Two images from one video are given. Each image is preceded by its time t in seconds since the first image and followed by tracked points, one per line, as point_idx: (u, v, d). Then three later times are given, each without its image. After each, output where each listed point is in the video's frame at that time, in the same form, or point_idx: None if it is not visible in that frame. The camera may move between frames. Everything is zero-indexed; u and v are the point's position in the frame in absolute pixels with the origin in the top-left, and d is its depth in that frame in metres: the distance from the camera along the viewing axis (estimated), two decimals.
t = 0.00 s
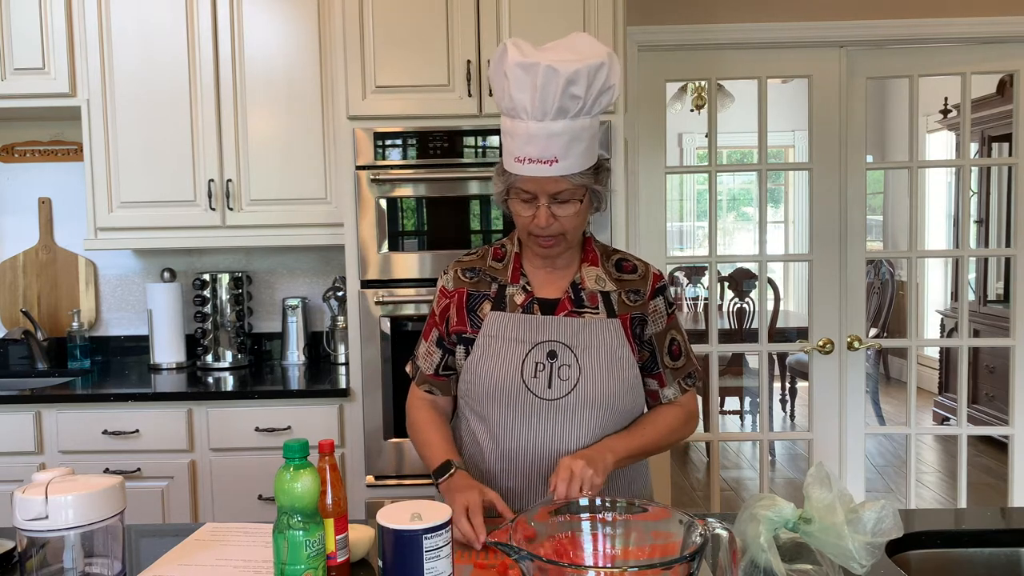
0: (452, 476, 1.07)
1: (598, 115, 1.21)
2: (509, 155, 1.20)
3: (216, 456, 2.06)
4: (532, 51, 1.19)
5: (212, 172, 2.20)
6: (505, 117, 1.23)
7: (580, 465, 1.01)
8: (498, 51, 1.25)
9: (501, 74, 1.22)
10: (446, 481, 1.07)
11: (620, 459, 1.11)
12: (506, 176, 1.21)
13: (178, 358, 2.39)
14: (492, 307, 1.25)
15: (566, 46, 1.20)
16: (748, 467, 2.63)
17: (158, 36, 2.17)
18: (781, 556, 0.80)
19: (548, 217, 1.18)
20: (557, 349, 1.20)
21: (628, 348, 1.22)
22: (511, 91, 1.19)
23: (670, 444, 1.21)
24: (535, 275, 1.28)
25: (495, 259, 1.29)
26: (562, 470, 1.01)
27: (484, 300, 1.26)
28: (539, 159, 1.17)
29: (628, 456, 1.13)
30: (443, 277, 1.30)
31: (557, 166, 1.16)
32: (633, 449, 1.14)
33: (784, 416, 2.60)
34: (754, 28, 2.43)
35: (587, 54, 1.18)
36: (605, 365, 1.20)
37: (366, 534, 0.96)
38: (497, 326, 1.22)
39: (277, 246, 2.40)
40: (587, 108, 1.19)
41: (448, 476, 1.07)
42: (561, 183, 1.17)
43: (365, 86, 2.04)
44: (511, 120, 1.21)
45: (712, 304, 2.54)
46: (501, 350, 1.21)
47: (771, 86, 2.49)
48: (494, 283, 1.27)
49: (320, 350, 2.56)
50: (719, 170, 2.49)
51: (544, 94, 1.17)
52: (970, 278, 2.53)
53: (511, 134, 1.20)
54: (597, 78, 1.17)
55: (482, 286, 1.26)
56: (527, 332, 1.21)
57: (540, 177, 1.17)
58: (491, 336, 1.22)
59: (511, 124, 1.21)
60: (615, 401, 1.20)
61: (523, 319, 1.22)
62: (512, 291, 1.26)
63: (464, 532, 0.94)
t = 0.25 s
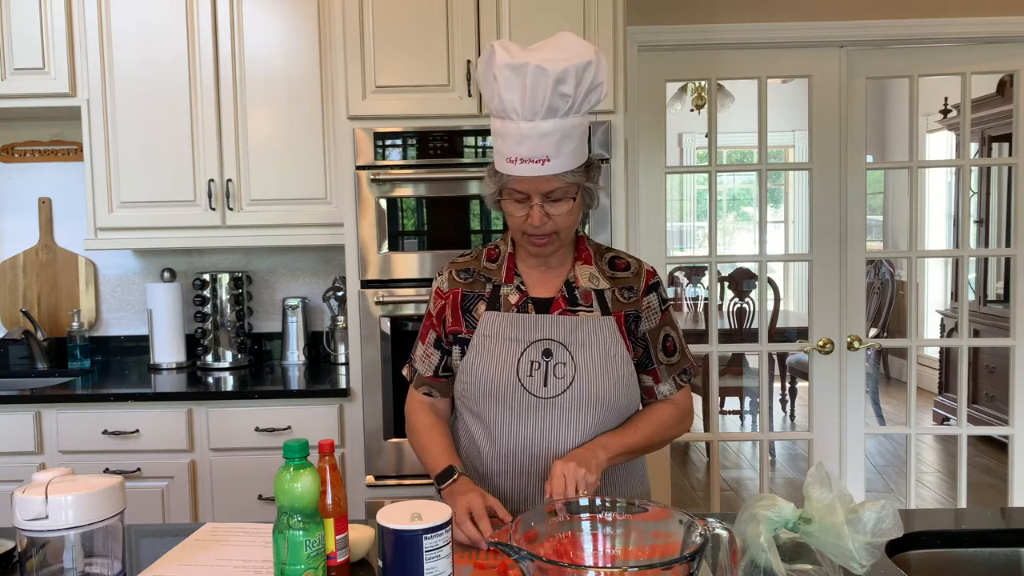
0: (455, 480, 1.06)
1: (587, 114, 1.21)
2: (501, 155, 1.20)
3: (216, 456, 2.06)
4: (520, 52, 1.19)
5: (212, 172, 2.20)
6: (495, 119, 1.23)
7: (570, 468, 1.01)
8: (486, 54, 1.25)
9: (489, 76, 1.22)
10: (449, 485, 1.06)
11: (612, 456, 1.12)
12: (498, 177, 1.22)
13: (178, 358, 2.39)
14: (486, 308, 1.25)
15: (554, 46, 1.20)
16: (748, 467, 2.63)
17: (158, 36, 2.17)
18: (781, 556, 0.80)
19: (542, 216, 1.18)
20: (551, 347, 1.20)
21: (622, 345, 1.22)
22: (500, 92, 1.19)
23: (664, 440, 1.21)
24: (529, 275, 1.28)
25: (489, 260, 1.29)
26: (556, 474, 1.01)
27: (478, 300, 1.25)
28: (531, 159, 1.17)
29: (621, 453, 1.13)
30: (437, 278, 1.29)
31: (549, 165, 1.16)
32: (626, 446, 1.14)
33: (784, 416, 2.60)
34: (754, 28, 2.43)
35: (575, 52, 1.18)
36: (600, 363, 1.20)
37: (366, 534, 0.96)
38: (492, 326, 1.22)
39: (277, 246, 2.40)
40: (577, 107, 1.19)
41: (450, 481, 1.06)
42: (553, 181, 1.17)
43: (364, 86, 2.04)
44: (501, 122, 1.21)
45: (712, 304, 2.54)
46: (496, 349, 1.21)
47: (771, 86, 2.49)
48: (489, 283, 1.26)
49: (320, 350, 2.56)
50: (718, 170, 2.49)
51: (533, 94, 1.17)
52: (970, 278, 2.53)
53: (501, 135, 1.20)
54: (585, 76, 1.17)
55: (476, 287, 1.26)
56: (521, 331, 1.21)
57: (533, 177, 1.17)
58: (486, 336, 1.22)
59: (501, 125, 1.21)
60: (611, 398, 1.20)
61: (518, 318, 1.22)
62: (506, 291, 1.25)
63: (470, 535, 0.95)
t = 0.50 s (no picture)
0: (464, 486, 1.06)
1: (575, 111, 1.21)
2: (491, 154, 1.20)
3: (216, 456, 2.06)
4: (507, 50, 1.19)
5: (212, 172, 2.20)
6: (484, 118, 1.24)
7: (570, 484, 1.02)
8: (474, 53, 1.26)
9: (477, 75, 1.23)
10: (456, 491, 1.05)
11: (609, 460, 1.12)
12: (488, 176, 1.22)
13: (178, 358, 2.39)
14: (478, 304, 1.25)
15: (541, 44, 1.21)
16: (747, 467, 2.63)
17: (158, 36, 2.17)
18: (781, 556, 0.80)
19: (532, 213, 1.18)
20: (545, 342, 1.20)
21: (615, 338, 1.23)
22: (488, 91, 1.20)
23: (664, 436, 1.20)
24: (521, 272, 1.28)
25: (481, 258, 1.29)
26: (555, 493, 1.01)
27: (470, 296, 1.26)
28: (520, 157, 1.17)
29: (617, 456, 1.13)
30: (429, 275, 1.29)
31: (538, 162, 1.17)
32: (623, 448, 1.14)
33: (784, 416, 2.60)
34: (754, 28, 2.43)
35: (561, 50, 1.18)
36: (593, 357, 1.20)
37: (366, 534, 0.96)
38: (485, 321, 1.23)
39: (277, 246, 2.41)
40: (564, 105, 1.19)
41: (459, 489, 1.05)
42: (542, 179, 1.18)
43: (364, 86, 2.05)
44: (489, 121, 1.22)
45: (712, 304, 2.54)
46: (489, 344, 1.21)
47: (771, 86, 2.49)
48: (480, 280, 1.26)
49: (320, 350, 2.56)
50: (719, 170, 2.49)
51: (521, 92, 1.17)
52: (970, 278, 2.53)
53: (490, 134, 1.21)
54: (572, 74, 1.17)
55: (468, 283, 1.26)
56: (515, 325, 1.21)
57: (522, 175, 1.17)
58: (479, 332, 1.22)
59: (490, 124, 1.21)
60: (604, 393, 1.20)
61: (510, 314, 1.23)
62: (498, 287, 1.26)
63: (476, 533, 0.95)
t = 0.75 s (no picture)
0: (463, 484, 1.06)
1: (582, 108, 1.21)
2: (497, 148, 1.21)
3: (216, 456, 2.06)
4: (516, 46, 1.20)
5: (212, 172, 2.20)
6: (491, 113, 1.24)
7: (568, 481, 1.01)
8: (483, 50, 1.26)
9: (485, 71, 1.23)
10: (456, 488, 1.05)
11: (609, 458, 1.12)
12: (495, 171, 1.22)
13: (178, 357, 2.39)
14: (484, 299, 1.25)
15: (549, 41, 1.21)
16: (747, 467, 2.63)
17: (158, 36, 2.17)
18: (781, 556, 0.80)
19: (537, 208, 1.18)
20: (549, 337, 1.21)
21: (619, 339, 1.22)
22: (495, 86, 1.20)
23: (664, 438, 1.20)
24: (527, 269, 1.28)
25: (488, 254, 1.29)
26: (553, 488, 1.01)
27: (476, 291, 1.25)
28: (526, 151, 1.17)
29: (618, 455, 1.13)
30: (436, 268, 1.29)
31: (543, 157, 1.17)
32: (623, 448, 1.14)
33: (784, 416, 2.60)
34: (754, 28, 2.43)
35: (569, 46, 1.18)
36: (597, 354, 1.20)
37: (367, 533, 0.96)
38: (490, 316, 1.23)
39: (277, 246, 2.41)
40: (571, 100, 1.19)
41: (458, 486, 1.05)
42: (547, 173, 1.18)
43: (364, 86, 2.05)
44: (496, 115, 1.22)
45: (712, 304, 2.54)
46: (494, 338, 1.22)
47: (771, 86, 2.49)
48: (487, 276, 1.26)
49: (320, 350, 2.56)
50: (718, 170, 2.49)
51: (528, 87, 1.18)
52: (970, 278, 2.53)
53: (497, 128, 1.21)
54: (579, 70, 1.17)
55: (475, 277, 1.26)
56: (520, 320, 1.22)
57: (528, 169, 1.17)
58: (484, 326, 1.23)
59: (496, 118, 1.21)
60: (607, 391, 1.20)
61: (515, 308, 1.23)
62: (504, 283, 1.26)
63: (472, 535, 0.95)
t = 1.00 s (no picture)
0: (452, 480, 1.06)
1: (585, 109, 1.21)
2: (500, 149, 1.20)
3: (216, 456, 2.06)
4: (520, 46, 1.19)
5: (212, 172, 2.20)
6: (494, 113, 1.23)
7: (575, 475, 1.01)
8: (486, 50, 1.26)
9: (488, 72, 1.23)
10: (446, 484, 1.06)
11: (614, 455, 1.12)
12: (497, 172, 1.22)
13: (178, 357, 2.39)
14: (482, 300, 1.25)
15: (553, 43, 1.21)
16: (747, 467, 2.63)
17: (158, 36, 2.17)
18: (781, 556, 0.80)
19: (539, 209, 1.18)
20: (548, 338, 1.20)
21: (617, 340, 1.23)
22: (499, 86, 1.19)
23: (663, 438, 1.20)
24: (525, 269, 1.28)
25: (486, 255, 1.29)
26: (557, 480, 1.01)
27: (474, 292, 1.25)
28: (530, 152, 1.17)
29: (620, 452, 1.13)
30: (433, 269, 1.29)
31: (547, 158, 1.17)
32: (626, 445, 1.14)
33: (784, 416, 2.60)
34: (754, 28, 2.43)
35: (573, 48, 1.18)
36: (596, 355, 1.20)
37: (366, 533, 0.96)
38: (489, 317, 1.23)
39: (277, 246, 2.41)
40: (574, 102, 1.19)
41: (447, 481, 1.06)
42: (550, 174, 1.18)
43: (364, 86, 2.05)
44: (499, 116, 1.21)
45: (712, 304, 2.54)
46: (493, 338, 1.21)
47: (771, 86, 2.49)
48: (484, 277, 1.26)
49: (320, 350, 2.56)
50: (719, 170, 2.49)
51: (532, 88, 1.18)
52: (970, 278, 2.53)
53: (500, 129, 1.20)
54: (583, 71, 1.17)
55: (472, 279, 1.26)
56: (519, 321, 1.22)
57: (531, 170, 1.18)
58: (483, 326, 1.23)
59: (499, 119, 1.21)
60: (605, 391, 1.20)
61: (514, 310, 1.23)
62: (502, 283, 1.26)
63: (468, 535, 0.95)
